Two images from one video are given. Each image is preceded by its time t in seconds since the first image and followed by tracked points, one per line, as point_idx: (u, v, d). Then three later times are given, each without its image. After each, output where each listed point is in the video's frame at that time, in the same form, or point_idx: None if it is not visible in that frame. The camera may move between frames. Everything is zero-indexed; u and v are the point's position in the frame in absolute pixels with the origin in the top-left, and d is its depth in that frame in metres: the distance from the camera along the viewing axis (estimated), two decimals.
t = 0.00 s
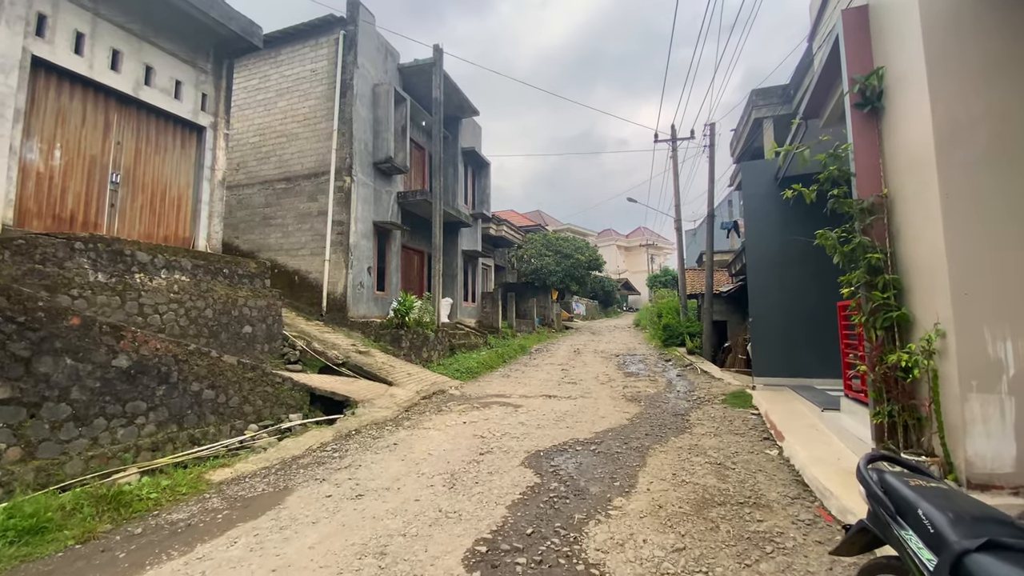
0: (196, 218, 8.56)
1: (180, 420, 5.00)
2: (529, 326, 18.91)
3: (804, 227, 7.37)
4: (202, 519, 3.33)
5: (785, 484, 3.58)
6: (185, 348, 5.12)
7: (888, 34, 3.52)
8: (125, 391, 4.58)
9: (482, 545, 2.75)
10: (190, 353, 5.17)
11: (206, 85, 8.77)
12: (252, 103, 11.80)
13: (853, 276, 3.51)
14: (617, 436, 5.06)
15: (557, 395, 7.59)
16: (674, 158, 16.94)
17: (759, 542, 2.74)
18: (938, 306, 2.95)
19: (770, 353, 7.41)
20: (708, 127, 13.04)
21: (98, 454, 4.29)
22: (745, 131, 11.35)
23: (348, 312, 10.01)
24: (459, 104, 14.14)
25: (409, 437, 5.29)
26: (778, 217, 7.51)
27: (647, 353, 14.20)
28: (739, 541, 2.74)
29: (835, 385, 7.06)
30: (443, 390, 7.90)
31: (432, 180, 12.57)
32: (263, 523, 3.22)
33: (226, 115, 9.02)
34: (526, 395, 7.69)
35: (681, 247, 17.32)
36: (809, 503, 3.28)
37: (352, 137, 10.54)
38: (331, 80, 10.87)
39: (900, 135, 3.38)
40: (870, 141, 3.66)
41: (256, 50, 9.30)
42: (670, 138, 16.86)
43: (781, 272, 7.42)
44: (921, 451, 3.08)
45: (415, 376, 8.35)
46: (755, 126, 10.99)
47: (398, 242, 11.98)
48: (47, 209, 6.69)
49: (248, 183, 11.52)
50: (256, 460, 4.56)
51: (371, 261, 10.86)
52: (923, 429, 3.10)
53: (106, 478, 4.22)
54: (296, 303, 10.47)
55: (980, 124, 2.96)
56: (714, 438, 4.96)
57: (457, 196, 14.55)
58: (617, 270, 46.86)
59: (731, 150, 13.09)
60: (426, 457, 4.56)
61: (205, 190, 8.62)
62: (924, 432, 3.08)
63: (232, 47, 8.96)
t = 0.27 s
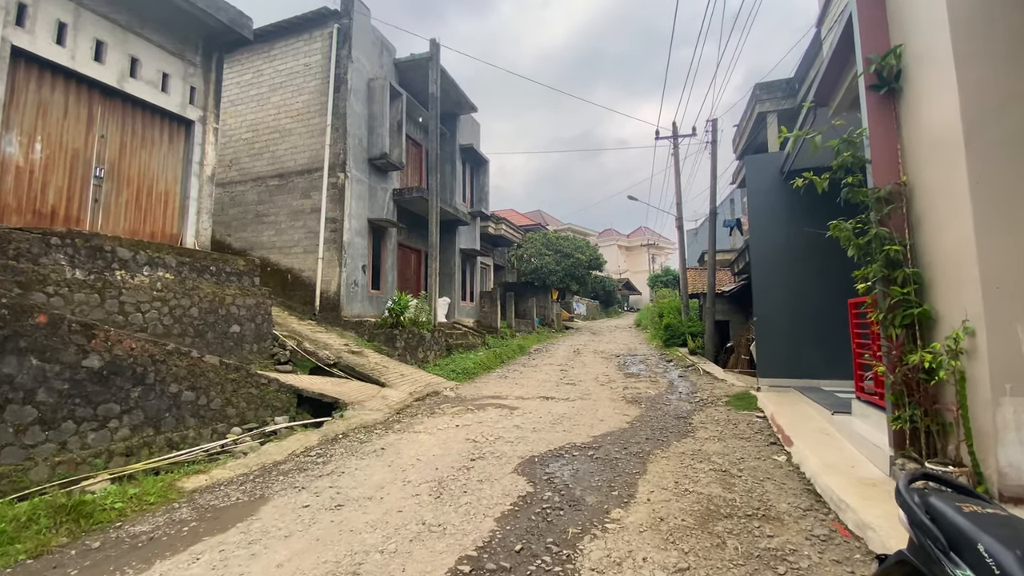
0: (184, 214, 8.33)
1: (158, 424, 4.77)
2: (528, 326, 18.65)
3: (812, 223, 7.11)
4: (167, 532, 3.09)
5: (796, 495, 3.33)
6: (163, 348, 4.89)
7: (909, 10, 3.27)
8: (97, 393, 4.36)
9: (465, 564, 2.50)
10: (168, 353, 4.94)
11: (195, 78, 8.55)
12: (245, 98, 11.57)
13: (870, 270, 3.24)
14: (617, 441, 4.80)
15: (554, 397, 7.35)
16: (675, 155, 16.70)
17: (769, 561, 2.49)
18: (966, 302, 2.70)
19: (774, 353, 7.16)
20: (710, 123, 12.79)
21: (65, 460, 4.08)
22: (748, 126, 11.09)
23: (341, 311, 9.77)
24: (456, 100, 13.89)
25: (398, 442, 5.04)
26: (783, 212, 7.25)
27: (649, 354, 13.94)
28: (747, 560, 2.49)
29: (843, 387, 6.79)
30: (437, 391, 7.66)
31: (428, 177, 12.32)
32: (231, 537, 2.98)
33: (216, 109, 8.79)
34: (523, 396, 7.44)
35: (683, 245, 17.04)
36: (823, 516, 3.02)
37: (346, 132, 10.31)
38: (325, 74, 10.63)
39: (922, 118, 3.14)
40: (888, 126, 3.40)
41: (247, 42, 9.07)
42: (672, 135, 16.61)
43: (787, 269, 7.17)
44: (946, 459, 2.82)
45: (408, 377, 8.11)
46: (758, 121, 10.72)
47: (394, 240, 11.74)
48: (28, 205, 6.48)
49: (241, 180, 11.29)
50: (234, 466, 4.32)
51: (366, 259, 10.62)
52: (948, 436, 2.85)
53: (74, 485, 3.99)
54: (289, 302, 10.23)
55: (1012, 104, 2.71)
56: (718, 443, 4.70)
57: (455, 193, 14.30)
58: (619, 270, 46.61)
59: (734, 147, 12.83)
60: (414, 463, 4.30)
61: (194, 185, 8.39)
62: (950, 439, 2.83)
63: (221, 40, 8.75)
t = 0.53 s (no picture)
0: (171, 212, 8.07)
1: (131, 431, 4.53)
2: (528, 327, 18.38)
3: (820, 220, 6.85)
4: (123, 555, 2.84)
5: (812, 513, 3.06)
6: (138, 351, 4.64)
7: None
8: (63, 400, 4.12)
9: None
10: (143, 356, 4.68)
11: (182, 72, 8.31)
12: (237, 94, 11.30)
13: (892, 268, 2.98)
14: (617, 450, 4.53)
15: (552, 401, 7.08)
16: (677, 153, 16.43)
17: None
18: (1003, 302, 2.44)
19: (780, 355, 6.89)
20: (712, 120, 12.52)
21: (28, 471, 3.83)
22: (752, 121, 10.80)
23: (334, 312, 9.51)
24: (453, 97, 13.63)
25: (386, 450, 4.77)
26: (790, 209, 7.00)
27: (650, 355, 13.65)
28: None
29: (853, 391, 6.51)
30: (431, 395, 7.39)
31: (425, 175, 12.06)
32: (192, 560, 2.72)
33: (204, 103, 8.54)
34: (520, 400, 7.16)
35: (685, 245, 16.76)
36: (843, 538, 2.75)
37: (339, 128, 10.05)
38: (318, 69, 10.36)
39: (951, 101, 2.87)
40: (910, 113, 3.14)
41: (236, 35, 8.82)
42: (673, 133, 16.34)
43: (794, 269, 6.91)
44: (978, 478, 2.59)
45: (402, 380, 7.84)
46: (762, 116, 10.43)
47: (390, 239, 11.48)
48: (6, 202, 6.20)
49: (233, 178, 11.04)
50: (209, 477, 4.06)
51: (360, 259, 10.36)
52: (980, 452, 2.61)
53: (36, 498, 3.74)
54: (281, 302, 9.98)
55: None
56: (725, 452, 4.42)
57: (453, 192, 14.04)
58: (620, 270, 46.40)
59: (737, 144, 12.56)
60: (400, 475, 4.04)
61: (181, 182, 8.13)
62: (982, 456, 2.59)
63: (210, 33, 8.53)
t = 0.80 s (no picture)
0: (157, 209, 7.83)
1: (103, 438, 4.30)
2: (527, 327, 18.11)
3: (830, 217, 6.60)
4: None
5: (832, 532, 2.78)
6: (111, 353, 4.40)
7: None
8: (28, 405, 3.89)
9: None
10: (117, 358, 4.45)
11: (169, 65, 8.07)
12: (229, 90, 11.05)
13: (920, 263, 2.72)
14: (618, 459, 4.25)
15: (550, 404, 6.81)
16: (678, 151, 16.17)
17: None
18: None
19: (789, 357, 6.64)
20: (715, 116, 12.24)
21: None
22: (756, 116, 10.52)
23: (327, 312, 9.25)
24: (451, 93, 13.37)
25: (373, 458, 4.51)
26: (799, 206, 6.76)
27: (652, 356, 13.38)
28: None
29: (865, 395, 6.24)
30: (425, 398, 7.13)
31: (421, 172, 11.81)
32: None
33: (192, 97, 8.30)
34: (517, 403, 6.90)
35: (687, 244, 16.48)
36: (868, 563, 2.48)
37: (333, 124, 9.79)
38: (311, 63, 10.11)
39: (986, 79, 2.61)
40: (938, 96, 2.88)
41: (225, 27, 8.57)
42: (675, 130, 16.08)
43: (803, 267, 6.67)
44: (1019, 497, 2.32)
45: (395, 382, 7.57)
46: (767, 111, 10.15)
47: (385, 238, 11.22)
48: None
49: (224, 175, 10.78)
50: (182, 488, 3.82)
51: (354, 257, 10.10)
52: (1022, 468, 2.34)
53: None
54: (273, 302, 9.72)
55: None
56: (733, 461, 4.15)
57: (451, 190, 13.78)
58: (621, 270, 46.13)
59: (741, 140, 12.29)
60: (386, 486, 3.77)
61: (168, 178, 7.89)
62: None
63: (198, 25, 8.30)
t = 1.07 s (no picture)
0: (142, 206, 7.57)
1: (72, 445, 4.06)
2: (527, 327, 17.83)
3: (842, 214, 6.32)
4: None
5: (858, 556, 2.51)
6: (81, 355, 4.17)
7: None
8: None
9: None
10: (88, 361, 4.22)
11: (155, 57, 7.81)
12: (221, 84, 10.79)
13: (956, 259, 2.43)
14: (620, 469, 3.98)
15: (549, 408, 6.54)
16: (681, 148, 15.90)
17: None
18: None
19: (799, 360, 6.34)
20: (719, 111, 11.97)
21: None
22: (762, 111, 10.23)
23: (320, 312, 8.98)
24: (449, 88, 13.10)
25: (360, 467, 4.25)
26: (810, 202, 6.47)
27: (654, 357, 13.11)
28: None
29: (876, 398, 5.95)
30: (419, 401, 6.86)
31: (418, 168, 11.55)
32: None
33: (180, 90, 8.04)
34: (515, 407, 6.64)
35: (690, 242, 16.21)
36: None
37: (327, 119, 9.51)
38: (304, 57, 9.84)
39: None
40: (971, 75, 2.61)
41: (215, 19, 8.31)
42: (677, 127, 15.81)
43: (813, 266, 6.38)
44: None
45: (389, 385, 7.31)
46: (773, 105, 9.87)
47: (381, 236, 10.96)
48: None
49: (216, 172, 10.52)
50: (152, 500, 3.56)
51: (349, 256, 9.83)
52: None
53: None
54: (265, 302, 9.47)
55: None
56: (744, 471, 3.87)
57: (449, 187, 13.54)
58: (622, 270, 45.86)
59: (745, 136, 12.03)
60: (371, 499, 3.51)
61: (154, 173, 7.64)
62: None
63: (186, 16, 8.04)
